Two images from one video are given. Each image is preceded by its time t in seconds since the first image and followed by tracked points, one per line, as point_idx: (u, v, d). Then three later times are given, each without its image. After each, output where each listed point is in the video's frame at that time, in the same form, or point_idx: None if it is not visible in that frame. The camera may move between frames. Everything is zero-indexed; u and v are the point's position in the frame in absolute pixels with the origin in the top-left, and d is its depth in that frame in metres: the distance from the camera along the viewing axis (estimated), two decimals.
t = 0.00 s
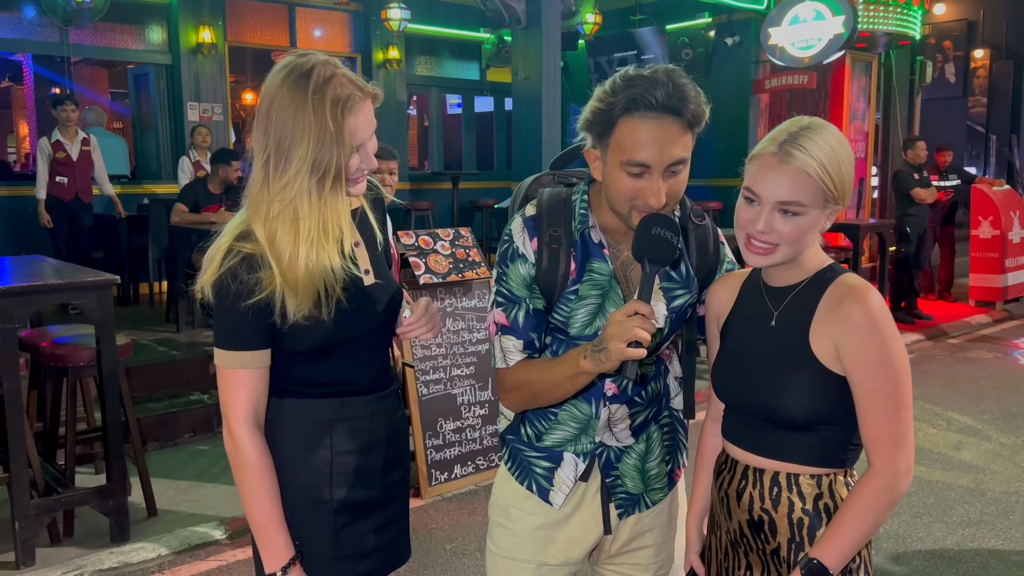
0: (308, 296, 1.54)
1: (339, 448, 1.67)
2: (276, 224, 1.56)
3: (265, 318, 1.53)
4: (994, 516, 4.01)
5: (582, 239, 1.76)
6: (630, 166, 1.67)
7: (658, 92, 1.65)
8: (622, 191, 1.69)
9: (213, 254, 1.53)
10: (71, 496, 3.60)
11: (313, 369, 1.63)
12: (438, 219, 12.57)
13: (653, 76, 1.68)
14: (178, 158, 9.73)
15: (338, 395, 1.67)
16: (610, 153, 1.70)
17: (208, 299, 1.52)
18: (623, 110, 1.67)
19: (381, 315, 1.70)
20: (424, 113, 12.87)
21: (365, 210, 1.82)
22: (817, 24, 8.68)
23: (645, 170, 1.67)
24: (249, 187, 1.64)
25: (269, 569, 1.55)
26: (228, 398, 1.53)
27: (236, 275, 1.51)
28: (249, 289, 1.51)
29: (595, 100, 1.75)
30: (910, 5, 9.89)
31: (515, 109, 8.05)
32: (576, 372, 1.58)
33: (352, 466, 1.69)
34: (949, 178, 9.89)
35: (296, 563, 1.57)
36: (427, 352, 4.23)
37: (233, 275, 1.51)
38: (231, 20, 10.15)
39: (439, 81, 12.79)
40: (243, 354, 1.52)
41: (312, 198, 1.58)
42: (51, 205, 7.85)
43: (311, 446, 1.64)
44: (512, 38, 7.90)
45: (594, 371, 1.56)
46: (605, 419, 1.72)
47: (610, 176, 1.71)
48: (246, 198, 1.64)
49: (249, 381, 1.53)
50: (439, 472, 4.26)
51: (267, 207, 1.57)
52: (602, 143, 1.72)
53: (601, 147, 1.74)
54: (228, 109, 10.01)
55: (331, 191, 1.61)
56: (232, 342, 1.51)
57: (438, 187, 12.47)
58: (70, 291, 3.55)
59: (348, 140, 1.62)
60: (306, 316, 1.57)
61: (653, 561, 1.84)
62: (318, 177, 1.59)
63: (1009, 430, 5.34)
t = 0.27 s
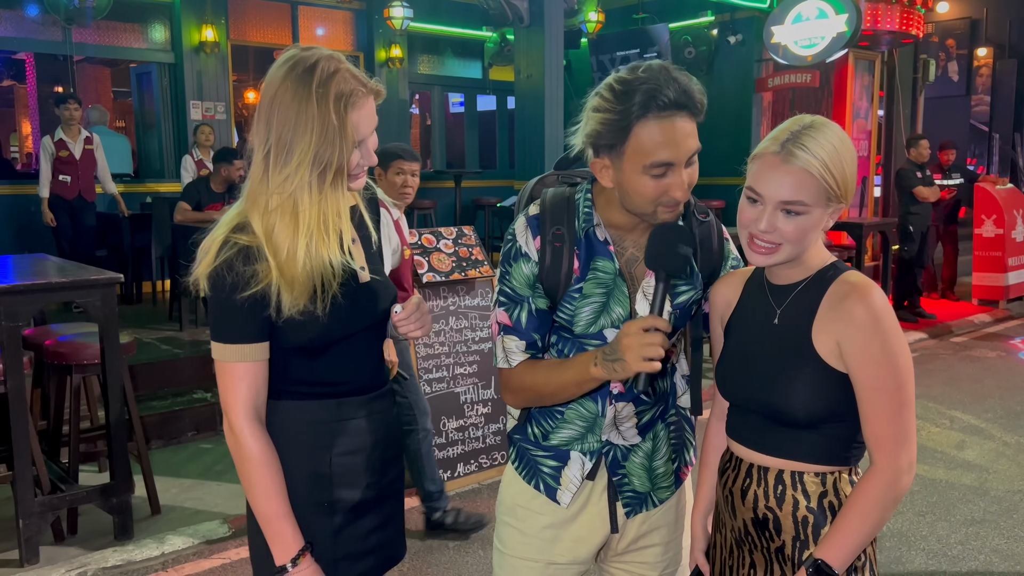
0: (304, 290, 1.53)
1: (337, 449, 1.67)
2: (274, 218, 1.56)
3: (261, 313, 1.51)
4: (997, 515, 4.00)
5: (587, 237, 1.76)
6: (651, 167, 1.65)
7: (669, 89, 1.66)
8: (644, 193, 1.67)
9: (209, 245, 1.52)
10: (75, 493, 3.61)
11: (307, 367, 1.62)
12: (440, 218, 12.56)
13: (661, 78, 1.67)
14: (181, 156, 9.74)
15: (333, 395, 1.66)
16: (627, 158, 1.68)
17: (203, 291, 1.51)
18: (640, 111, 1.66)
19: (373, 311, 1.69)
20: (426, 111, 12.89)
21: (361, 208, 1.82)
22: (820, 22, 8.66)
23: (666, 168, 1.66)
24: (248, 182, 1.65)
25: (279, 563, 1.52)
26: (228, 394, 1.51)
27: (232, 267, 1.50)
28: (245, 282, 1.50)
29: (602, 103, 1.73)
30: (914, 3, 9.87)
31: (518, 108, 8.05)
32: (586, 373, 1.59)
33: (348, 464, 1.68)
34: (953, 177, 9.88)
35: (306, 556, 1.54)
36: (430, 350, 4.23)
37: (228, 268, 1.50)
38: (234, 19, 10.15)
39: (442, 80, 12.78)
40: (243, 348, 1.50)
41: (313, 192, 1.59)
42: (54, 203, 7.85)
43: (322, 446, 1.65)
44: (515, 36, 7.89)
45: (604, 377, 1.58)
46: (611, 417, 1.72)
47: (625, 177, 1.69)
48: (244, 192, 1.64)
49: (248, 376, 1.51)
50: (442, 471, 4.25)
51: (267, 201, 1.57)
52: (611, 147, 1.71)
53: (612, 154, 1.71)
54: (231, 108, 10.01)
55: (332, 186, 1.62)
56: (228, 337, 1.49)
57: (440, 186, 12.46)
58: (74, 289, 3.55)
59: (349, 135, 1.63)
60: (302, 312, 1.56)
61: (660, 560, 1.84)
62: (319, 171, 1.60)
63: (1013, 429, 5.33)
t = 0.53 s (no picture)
0: (291, 288, 1.52)
1: (315, 452, 1.64)
2: (267, 212, 1.55)
3: (246, 307, 1.49)
4: (1001, 514, 4.00)
5: (587, 237, 1.76)
6: (654, 168, 1.65)
7: (662, 89, 1.66)
8: (648, 195, 1.67)
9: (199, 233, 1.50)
10: (79, 492, 3.61)
11: (285, 366, 1.59)
12: (442, 217, 12.56)
13: (649, 82, 1.67)
14: (183, 155, 9.75)
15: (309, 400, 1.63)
16: (628, 162, 1.67)
17: (189, 278, 1.49)
18: (635, 113, 1.66)
19: (356, 316, 1.68)
20: (429, 111, 12.92)
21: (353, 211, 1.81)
22: (823, 21, 8.65)
23: (670, 167, 1.66)
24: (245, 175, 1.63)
25: (269, 557, 1.51)
26: (211, 387, 1.48)
27: (220, 257, 1.48)
28: (231, 273, 1.48)
29: (597, 108, 1.74)
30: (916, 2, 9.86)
31: (520, 107, 8.05)
32: (601, 390, 1.64)
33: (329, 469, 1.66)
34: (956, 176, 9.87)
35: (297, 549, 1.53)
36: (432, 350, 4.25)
37: (216, 257, 1.48)
38: (237, 18, 10.16)
39: (444, 79, 12.78)
40: (228, 339, 1.47)
41: (312, 189, 1.58)
42: (58, 202, 7.86)
43: (321, 452, 1.65)
44: (518, 35, 7.89)
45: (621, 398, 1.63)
46: (615, 414, 1.73)
47: (628, 181, 1.68)
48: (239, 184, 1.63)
49: (233, 368, 1.49)
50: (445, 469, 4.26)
51: (261, 194, 1.56)
52: (610, 153, 1.70)
53: (611, 160, 1.71)
54: (234, 107, 10.01)
55: (332, 185, 1.61)
56: (213, 328, 1.47)
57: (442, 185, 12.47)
58: (78, 288, 3.56)
59: (352, 136, 1.63)
60: (289, 309, 1.54)
61: (664, 558, 1.84)
62: (321, 169, 1.59)
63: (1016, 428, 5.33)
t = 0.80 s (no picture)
0: (281, 280, 1.52)
1: (300, 450, 1.65)
2: (259, 203, 1.54)
3: (234, 298, 1.49)
4: (1007, 512, 4.00)
5: (593, 236, 1.76)
6: (659, 167, 1.65)
7: (668, 89, 1.66)
8: (653, 193, 1.67)
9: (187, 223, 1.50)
10: (85, 491, 3.62)
11: (270, 364, 1.59)
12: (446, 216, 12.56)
13: (656, 82, 1.67)
14: (187, 155, 9.76)
15: (290, 397, 1.63)
16: (633, 161, 1.68)
17: (177, 270, 1.49)
18: (643, 109, 1.66)
19: (343, 315, 1.68)
20: (432, 109, 13.02)
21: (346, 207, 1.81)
22: (827, 19, 8.63)
23: (675, 166, 1.66)
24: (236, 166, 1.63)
25: (248, 552, 1.50)
26: (194, 380, 1.47)
27: (209, 248, 1.48)
28: (219, 264, 1.48)
29: (604, 107, 1.73)
30: None
31: (524, 106, 8.05)
32: (609, 385, 1.64)
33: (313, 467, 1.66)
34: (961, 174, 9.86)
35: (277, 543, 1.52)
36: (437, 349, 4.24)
37: (204, 248, 1.48)
38: (240, 17, 10.17)
39: (447, 78, 12.79)
40: (216, 331, 1.47)
41: (303, 182, 1.57)
42: (62, 202, 7.87)
43: (313, 454, 1.66)
44: (521, 34, 7.88)
45: (630, 393, 1.63)
46: (618, 412, 1.72)
47: (633, 180, 1.68)
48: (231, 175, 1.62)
49: (217, 361, 1.48)
50: (449, 469, 4.26)
51: (252, 186, 1.55)
52: (616, 152, 1.70)
53: (617, 159, 1.71)
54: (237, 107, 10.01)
55: (324, 178, 1.61)
56: (200, 320, 1.46)
57: (445, 184, 12.46)
58: (82, 287, 3.56)
59: (344, 128, 1.62)
60: (277, 302, 1.54)
61: (668, 555, 1.83)
62: (312, 162, 1.59)
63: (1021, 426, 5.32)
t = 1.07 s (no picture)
0: (218, 282, 1.53)
1: (259, 439, 1.63)
2: (193, 207, 1.55)
3: (169, 304, 1.50)
4: (999, 499, 4.03)
5: (579, 220, 1.80)
6: (647, 148, 1.68)
7: (655, 73, 1.70)
8: (640, 173, 1.70)
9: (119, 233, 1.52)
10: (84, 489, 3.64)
11: (224, 362, 1.59)
12: (443, 215, 12.60)
13: (645, 66, 1.71)
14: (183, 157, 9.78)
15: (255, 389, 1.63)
16: (621, 141, 1.70)
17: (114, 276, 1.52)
18: (631, 92, 1.70)
19: (298, 306, 1.68)
20: (428, 110, 12.96)
21: (293, 202, 1.81)
22: (819, 14, 8.67)
23: (661, 148, 1.69)
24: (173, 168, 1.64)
25: (202, 548, 1.52)
26: (145, 382, 1.49)
27: (138, 255, 1.50)
28: (150, 270, 1.50)
29: (593, 93, 1.76)
30: None
31: (519, 104, 8.08)
32: (599, 362, 1.67)
33: (292, 456, 1.67)
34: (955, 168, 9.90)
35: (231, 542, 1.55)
36: (433, 343, 4.27)
37: (134, 256, 1.50)
38: (235, 20, 10.20)
39: (443, 77, 12.82)
40: (156, 335, 1.49)
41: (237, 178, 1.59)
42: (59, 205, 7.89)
43: (276, 442, 1.65)
44: (515, 32, 7.91)
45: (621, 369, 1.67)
46: (604, 393, 1.78)
47: (622, 161, 1.71)
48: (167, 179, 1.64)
49: (165, 364, 1.49)
50: (446, 463, 4.29)
51: (187, 190, 1.56)
52: (605, 133, 1.73)
53: (606, 140, 1.73)
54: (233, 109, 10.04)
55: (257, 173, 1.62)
56: (140, 324, 1.48)
57: (442, 183, 12.48)
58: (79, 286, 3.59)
59: (276, 120, 1.63)
60: (217, 302, 1.55)
61: (652, 535, 1.88)
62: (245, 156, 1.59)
63: (1015, 416, 5.35)
